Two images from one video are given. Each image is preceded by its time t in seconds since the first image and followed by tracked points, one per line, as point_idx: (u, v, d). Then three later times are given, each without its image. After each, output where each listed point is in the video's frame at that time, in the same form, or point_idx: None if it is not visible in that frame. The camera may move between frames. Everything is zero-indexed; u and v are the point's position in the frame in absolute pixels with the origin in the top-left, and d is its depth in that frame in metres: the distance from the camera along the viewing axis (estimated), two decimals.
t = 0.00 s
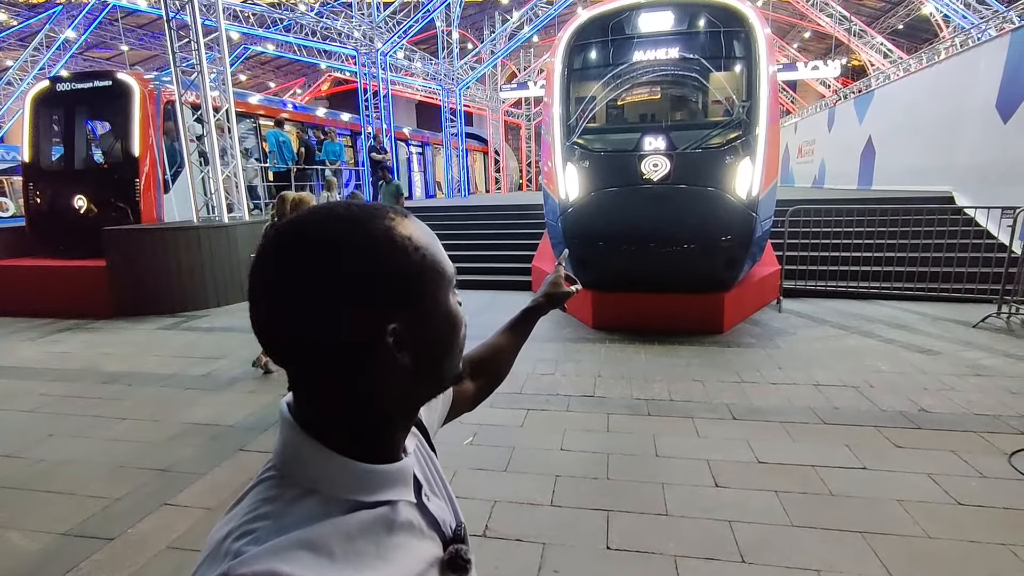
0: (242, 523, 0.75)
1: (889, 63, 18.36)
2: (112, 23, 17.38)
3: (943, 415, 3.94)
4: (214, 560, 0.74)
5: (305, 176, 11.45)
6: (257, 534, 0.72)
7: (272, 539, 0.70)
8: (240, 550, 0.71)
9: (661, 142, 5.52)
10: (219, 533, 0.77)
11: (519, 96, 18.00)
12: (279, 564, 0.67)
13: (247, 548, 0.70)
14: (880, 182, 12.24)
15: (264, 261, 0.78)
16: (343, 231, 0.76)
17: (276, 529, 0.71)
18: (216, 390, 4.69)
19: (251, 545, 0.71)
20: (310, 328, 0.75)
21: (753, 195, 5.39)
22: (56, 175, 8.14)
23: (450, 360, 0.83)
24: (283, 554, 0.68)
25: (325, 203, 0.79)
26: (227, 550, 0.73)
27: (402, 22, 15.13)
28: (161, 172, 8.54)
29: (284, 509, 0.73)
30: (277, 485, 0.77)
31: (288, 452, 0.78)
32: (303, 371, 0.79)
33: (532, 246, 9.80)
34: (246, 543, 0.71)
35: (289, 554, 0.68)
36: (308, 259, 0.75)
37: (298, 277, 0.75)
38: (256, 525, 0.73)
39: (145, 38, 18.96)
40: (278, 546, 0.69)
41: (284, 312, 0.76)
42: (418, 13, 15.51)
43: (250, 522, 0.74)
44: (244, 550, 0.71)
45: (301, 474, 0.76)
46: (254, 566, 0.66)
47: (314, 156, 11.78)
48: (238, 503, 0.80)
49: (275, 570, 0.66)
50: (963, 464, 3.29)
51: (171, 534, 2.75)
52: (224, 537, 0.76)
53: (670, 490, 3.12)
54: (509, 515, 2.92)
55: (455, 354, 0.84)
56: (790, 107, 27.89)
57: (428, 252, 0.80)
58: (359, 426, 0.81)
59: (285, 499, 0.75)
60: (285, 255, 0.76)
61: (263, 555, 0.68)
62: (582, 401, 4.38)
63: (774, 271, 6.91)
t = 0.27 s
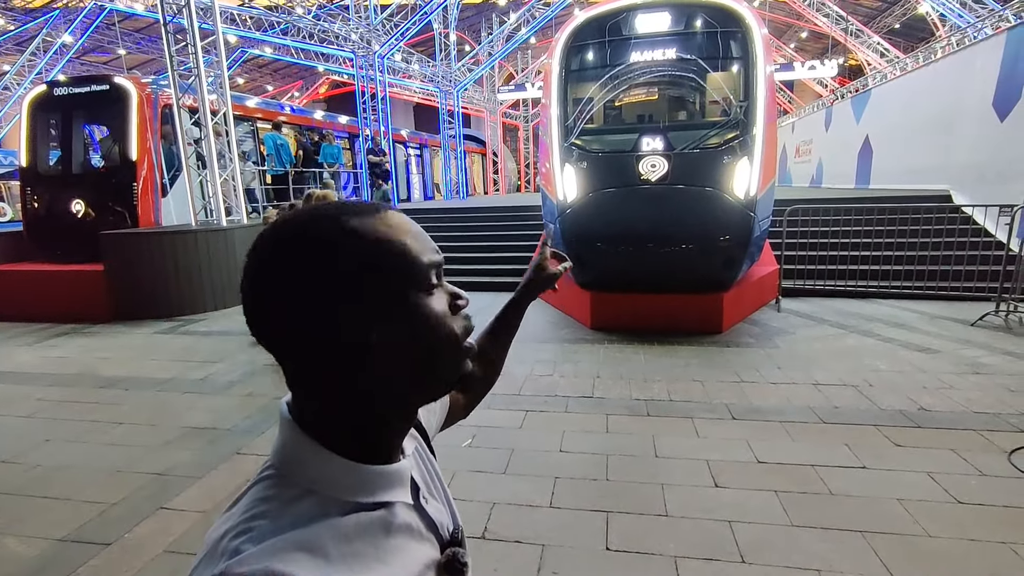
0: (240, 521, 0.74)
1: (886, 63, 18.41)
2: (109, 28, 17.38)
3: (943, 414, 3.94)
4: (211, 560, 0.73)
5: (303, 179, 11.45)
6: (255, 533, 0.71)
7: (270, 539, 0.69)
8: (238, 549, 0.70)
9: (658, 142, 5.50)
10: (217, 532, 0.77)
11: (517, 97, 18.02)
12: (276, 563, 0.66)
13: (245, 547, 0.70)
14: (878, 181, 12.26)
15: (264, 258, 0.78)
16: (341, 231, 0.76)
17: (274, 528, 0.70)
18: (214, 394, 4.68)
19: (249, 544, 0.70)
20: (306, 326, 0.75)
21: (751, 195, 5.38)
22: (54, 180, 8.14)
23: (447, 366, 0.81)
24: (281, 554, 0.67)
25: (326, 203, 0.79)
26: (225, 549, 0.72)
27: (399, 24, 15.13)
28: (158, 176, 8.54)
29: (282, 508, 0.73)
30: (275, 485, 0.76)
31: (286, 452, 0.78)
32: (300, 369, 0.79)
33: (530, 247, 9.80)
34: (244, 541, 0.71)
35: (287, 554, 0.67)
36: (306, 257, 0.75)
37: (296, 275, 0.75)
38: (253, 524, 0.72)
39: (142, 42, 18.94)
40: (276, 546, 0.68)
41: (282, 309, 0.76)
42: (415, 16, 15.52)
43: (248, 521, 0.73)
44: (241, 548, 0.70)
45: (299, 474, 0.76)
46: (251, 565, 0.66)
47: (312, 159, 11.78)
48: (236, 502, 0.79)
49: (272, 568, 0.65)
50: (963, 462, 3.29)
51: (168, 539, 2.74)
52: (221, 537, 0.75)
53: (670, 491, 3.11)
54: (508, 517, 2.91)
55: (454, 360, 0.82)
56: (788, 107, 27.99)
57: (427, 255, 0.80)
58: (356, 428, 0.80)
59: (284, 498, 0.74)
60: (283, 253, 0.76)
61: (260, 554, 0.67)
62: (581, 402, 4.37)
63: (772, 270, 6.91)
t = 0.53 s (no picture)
0: (230, 522, 0.74)
1: (885, 61, 18.39)
2: (109, 33, 17.44)
3: (944, 413, 3.92)
4: (201, 561, 0.73)
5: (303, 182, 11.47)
6: (243, 534, 0.71)
7: (258, 541, 0.69)
8: (227, 550, 0.70)
9: (657, 143, 5.50)
10: (208, 531, 0.77)
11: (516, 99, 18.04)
12: (264, 567, 0.66)
13: (234, 549, 0.70)
14: (878, 180, 12.24)
15: (260, 263, 0.79)
16: (331, 236, 0.76)
17: (263, 531, 0.71)
18: (215, 398, 4.69)
19: (238, 545, 0.70)
20: (294, 330, 0.76)
21: (751, 195, 5.37)
22: (55, 185, 8.17)
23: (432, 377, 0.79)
24: (269, 558, 0.67)
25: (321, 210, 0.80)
26: (214, 550, 0.72)
27: (399, 27, 15.17)
28: (159, 180, 8.56)
29: (271, 510, 0.73)
30: (264, 487, 0.76)
31: (276, 454, 0.78)
32: (290, 373, 0.80)
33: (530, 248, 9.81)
34: (233, 543, 0.71)
35: (275, 558, 0.67)
36: (296, 261, 0.75)
37: (286, 280, 0.76)
38: (242, 526, 0.72)
39: (142, 47, 19.00)
40: (263, 549, 0.68)
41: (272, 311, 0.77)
42: (414, 19, 15.55)
43: (237, 523, 0.73)
44: (231, 550, 0.70)
45: (288, 477, 0.76)
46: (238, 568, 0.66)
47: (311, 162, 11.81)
48: (226, 503, 0.80)
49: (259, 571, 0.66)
50: (964, 461, 3.28)
51: (168, 544, 2.75)
52: (211, 537, 0.76)
53: (670, 493, 3.10)
54: (508, 520, 2.91)
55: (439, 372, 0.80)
56: (787, 106, 28.00)
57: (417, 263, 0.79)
58: (343, 433, 0.80)
59: (273, 500, 0.74)
60: (275, 256, 0.77)
61: (248, 557, 0.68)
62: (581, 404, 4.37)
63: (772, 269, 6.90)
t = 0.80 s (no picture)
0: (226, 522, 0.74)
1: (886, 59, 18.36)
2: (111, 37, 17.50)
3: (947, 411, 3.91)
4: (198, 562, 0.73)
5: (304, 184, 11.50)
6: (240, 535, 0.71)
7: (255, 542, 0.70)
8: (224, 551, 0.71)
9: (658, 143, 5.50)
10: (205, 531, 0.77)
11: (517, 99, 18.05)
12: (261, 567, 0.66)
13: (231, 549, 0.70)
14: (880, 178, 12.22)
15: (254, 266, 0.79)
16: (311, 236, 0.77)
17: (259, 531, 0.71)
18: (218, 400, 4.70)
19: (234, 546, 0.70)
20: (278, 329, 0.77)
21: (752, 194, 5.37)
22: (58, 189, 8.20)
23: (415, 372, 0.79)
24: (265, 558, 0.68)
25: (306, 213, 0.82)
26: (211, 551, 0.72)
27: (399, 28, 15.19)
28: (161, 183, 8.58)
29: (267, 511, 0.73)
30: (261, 487, 0.76)
31: (272, 454, 0.78)
32: (280, 371, 0.81)
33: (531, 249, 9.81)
34: (229, 544, 0.71)
35: (271, 558, 0.68)
36: (279, 261, 0.77)
37: (269, 278, 0.77)
38: (239, 526, 0.73)
39: (144, 51, 19.06)
40: (260, 549, 0.68)
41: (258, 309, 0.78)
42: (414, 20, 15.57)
43: (233, 523, 0.74)
44: (227, 551, 0.70)
45: (285, 477, 0.76)
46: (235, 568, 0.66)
47: (313, 164, 11.83)
48: (223, 503, 0.80)
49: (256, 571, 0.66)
50: (968, 459, 3.27)
51: (171, 545, 2.75)
52: (208, 538, 0.76)
53: (672, 492, 3.10)
54: (511, 519, 2.91)
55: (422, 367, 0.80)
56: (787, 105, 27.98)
57: (399, 260, 0.80)
58: (337, 431, 0.80)
59: (269, 501, 0.74)
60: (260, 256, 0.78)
61: (245, 558, 0.67)
62: (583, 404, 4.37)
63: (773, 268, 6.89)
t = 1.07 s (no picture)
0: (230, 524, 0.74)
1: (889, 59, 18.32)
2: (114, 40, 17.55)
3: (951, 412, 3.90)
4: (202, 564, 0.73)
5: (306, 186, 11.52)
6: (244, 536, 0.71)
7: (259, 544, 0.69)
8: (228, 552, 0.70)
9: (660, 144, 5.50)
10: (208, 534, 0.77)
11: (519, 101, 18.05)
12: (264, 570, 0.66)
13: (235, 551, 0.70)
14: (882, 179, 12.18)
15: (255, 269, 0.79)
16: (307, 238, 0.78)
17: (264, 533, 0.71)
18: (220, 402, 4.71)
19: (238, 547, 0.70)
20: (279, 330, 0.77)
21: (754, 194, 5.36)
22: (61, 191, 8.22)
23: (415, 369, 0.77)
24: (269, 561, 0.67)
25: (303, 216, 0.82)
26: (215, 553, 0.72)
27: (400, 30, 15.21)
28: (163, 186, 8.60)
29: (271, 513, 0.73)
30: (265, 489, 0.76)
31: (277, 456, 0.78)
32: (283, 374, 0.80)
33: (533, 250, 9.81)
34: (233, 545, 0.70)
35: (275, 561, 0.67)
36: (275, 265, 0.77)
37: (265, 282, 0.77)
38: (243, 528, 0.72)
39: (146, 53, 19.14)
40: (264, 552, 0.68)
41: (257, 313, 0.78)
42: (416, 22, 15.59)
43: (237, 525, 0.73)
44: (231, 552, 0.70)
45: (289, 479, 0.76)
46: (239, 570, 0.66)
47: (314, 166, 11.85)
48: (227, 505, 0.79)
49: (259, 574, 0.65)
50: (972, 461, 3.25)
51: (174, 548, 2.75)
52: (212, 540, 0.75)
53: (676, 494, 3.09)
54: (513, 522, 2.91)
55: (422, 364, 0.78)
56: (789, 105, 27.96)
57: (395, 258, 0.79)
58: (339, 433, 0.80)
59: (273, 503, 0.74)
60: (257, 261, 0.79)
61: (249, 560, 0.67)
62: (586, 405, 4.36)
63: (776, 269, 6.87)
